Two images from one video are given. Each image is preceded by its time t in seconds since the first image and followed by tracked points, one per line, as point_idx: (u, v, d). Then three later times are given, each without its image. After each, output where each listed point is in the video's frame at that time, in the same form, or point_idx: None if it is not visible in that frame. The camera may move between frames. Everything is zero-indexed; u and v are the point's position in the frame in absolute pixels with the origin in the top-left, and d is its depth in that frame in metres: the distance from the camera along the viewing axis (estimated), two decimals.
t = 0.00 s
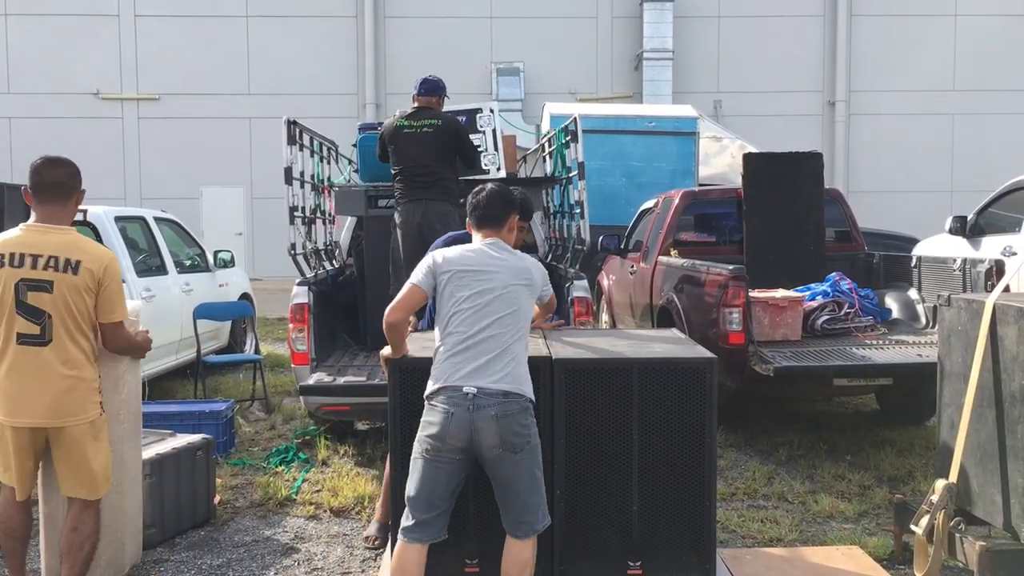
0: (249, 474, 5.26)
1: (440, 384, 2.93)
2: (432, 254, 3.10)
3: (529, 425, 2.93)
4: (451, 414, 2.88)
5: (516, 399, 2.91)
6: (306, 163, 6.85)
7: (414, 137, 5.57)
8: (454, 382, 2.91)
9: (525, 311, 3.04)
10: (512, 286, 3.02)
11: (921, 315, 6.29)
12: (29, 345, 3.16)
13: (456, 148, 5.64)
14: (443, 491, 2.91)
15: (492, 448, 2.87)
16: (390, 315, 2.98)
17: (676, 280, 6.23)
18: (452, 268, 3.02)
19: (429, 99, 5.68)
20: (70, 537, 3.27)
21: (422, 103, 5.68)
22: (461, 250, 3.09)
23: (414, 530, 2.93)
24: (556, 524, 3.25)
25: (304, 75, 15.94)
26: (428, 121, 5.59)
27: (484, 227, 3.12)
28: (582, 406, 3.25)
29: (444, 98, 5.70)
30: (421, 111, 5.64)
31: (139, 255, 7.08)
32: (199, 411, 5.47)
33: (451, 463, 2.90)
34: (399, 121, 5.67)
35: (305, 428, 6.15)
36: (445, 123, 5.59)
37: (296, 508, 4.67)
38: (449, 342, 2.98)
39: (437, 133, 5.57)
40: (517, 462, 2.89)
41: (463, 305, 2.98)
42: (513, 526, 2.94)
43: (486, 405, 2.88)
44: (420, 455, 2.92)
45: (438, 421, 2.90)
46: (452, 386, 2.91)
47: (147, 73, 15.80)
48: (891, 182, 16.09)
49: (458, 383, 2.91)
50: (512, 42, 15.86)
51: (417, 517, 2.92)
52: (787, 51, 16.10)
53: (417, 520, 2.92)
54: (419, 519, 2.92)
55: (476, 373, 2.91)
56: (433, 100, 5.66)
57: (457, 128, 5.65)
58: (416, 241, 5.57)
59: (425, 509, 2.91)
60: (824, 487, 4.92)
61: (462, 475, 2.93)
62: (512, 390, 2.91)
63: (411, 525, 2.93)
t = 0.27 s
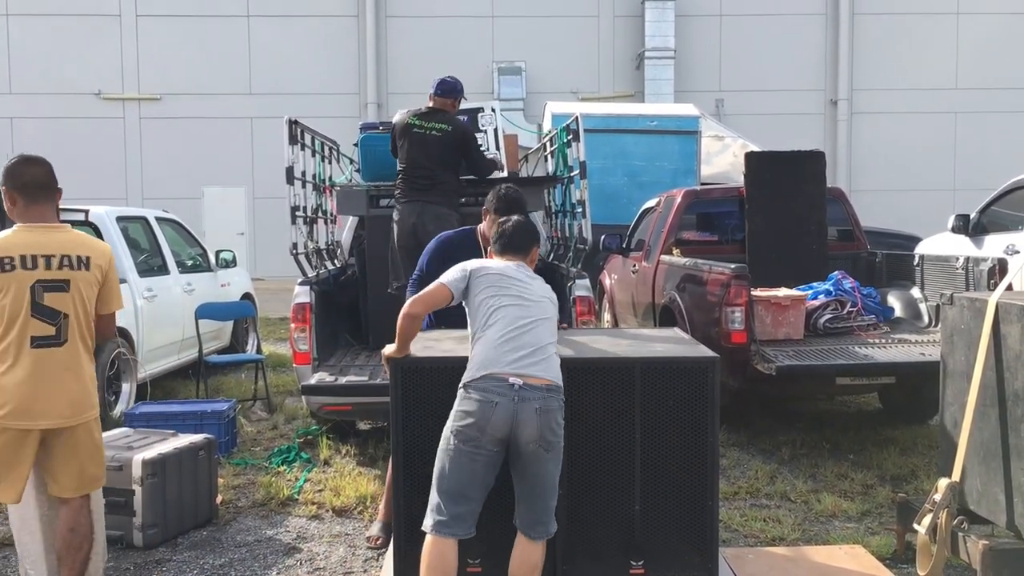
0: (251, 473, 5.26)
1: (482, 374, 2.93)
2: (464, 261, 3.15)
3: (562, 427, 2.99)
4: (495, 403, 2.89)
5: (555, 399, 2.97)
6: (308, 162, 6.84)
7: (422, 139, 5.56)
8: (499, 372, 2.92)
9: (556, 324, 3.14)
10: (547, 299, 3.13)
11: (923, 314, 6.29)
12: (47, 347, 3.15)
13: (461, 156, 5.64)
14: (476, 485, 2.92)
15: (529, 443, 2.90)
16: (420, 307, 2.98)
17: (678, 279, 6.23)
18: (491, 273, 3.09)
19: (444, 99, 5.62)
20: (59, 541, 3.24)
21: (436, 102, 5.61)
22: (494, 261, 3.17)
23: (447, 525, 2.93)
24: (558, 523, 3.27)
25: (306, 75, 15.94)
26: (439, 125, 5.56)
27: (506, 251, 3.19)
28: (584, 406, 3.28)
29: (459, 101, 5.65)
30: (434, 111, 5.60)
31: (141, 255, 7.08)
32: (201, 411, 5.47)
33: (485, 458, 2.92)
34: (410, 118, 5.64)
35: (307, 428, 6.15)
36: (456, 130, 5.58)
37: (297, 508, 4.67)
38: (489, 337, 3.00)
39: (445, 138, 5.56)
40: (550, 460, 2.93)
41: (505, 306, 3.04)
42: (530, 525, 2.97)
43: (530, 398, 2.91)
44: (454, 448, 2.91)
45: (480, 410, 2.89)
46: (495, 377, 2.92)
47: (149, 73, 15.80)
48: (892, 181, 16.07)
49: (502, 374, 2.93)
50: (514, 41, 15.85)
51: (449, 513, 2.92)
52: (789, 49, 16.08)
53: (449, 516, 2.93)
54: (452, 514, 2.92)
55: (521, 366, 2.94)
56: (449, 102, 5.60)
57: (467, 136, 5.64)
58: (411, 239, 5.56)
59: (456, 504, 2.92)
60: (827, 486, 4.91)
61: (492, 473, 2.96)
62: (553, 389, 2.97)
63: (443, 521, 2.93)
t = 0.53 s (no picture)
0: (255, 470, 5.27)
1: (503, 367, 2.94)
2: (477, 260, 3.17)
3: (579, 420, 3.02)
4: (518, 395, 2.90)
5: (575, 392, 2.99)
6: (311, 159, 6.84)
7: (421, 136, 5.55)
8: (521, 365, 2.94)
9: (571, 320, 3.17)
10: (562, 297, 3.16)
11: (927, 309, 6.30)
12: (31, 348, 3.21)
13: (460, 153, 5.62)
14: (498, 478, 2.91)
15: (551, 436, 2.90)
16: (437, 305, 2.98)
17: (682, 274, 6.22)
18: (506, 269, 3.11)
19: (450, 96, 5.60)
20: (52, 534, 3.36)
21: (441, 99, 5.60)
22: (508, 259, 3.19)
23: (473, 520, 2.89)
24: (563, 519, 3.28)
25: (309, 72, 15.94)
26: (437, 122, 5.55)
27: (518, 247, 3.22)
28: (588, 402, 3.28)
29: (465, 99, 5.63)
30: (437, 109, 5.58)
31: (145, 252, 7.09)
32: (205, 408, 5.47)
33: (506, 451, 2.91)
34: (414, 114, 5.63)
35: (311, 424, 6.15)
36: (456, 128, 5.57)
37: (302, 504, 4.68)
38: (508, 331, 3.01)
39: (444, 136, 5.55)
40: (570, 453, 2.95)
41: (522, 301, 3.06)
42: (545, 519, 2.94)
43: (552, 390, 2.93)
44: (476, 441, 2.90)
45: (503, 403, 2.89)
46: (517, 370, 2.93)
47: (151, 70, 15.81)
48: (896, 176, 16.04)
49: (523, 367, 2.94)
50: (517, 38, 15.84)
51: (474, 506, 2.89)
52: (792, 44, 16.05)
53: (475, 510, 2.89)
54: (478, 507, 2.89)
55: (543, 358, 2.96)
56: (454, 100, 5.59)
57: (465, 132, 5.63)
58: (411, 235, 5.54)
59: (480, 498, 2.89)
60: (832, 481, 4.91)
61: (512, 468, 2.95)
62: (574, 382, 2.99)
63: (468, 516, 2.89)
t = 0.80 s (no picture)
0: (263, 460, 5.28)
1: (511, 358, 2.93)
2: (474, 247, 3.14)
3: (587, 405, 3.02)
4: (528, 385, 2.89)
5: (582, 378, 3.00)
6: (315, 150, 6.84)
7: (405, 127, 5.56)
8: (528, 355, 2.93)
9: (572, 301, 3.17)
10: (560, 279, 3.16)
11: (934, 296, 6.31)
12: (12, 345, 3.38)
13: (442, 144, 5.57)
14: (513, 466, 2.91)
15: (561, 423, 2.91)
16: (437, 293, 2.95)
17: (687, 263, 6.21)
18: (504, 256, 3.10)
19: (436, 88, 5.60)
20: (29, 504, 3.48)
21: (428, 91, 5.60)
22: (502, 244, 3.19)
23: (497, 509, 2.89)
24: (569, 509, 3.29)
25: (313, 63, 15.91)
26: (420, 112, 5.55)
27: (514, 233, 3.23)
28: (593, 391, 3.28)
29: (450, 91, 5.62)
30: (421, 100, 5.57)
31: (151, 244, 7.10)
32: (212, 399, 5.49)
33: (518, 441, 2.92)
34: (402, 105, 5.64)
35: (317, 415, 6.16)
36: (437, 118, 5.53)
37: (308, 494, 4.69)
38: (512, 320, 3.00)
39: (424, 126, 5.53)
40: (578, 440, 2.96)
41: (523, 287, 3.05)
42: (553, 507, 2.94)
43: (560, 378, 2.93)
44: (490, 432, 2.90)
45: (513, 395, 2.89)
46: (525, 360, 2.93)
47: (156, 62, 15.80)
48: (902, 163, 15.98)
49: (532, 356, 2.94)
50: (521, 27, 15.79)
51: (494, 498, 2.90)
52: (797, 31, 15.97)
53: (496, 501, 2.90)
54: (500, 497, 2.90)
55: (548, 347, 2.95)
56: (439, 91, 5.59)
57: (449, 123, 5.57)
58: (416, 225, 5.54)
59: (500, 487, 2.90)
60: (838, 469, 4.91)
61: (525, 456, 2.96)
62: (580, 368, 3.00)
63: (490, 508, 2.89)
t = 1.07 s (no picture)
0: (269, 433, 5.31)
1: (502, 343, 2.92)
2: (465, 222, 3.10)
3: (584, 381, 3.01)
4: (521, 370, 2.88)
5: (577, 355, 2.98)
6: (316, 122, 6.80)
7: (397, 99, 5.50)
8: (520, 339, 2.92)
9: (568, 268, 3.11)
10: (555, 247, 3.09)
11: (940, 263, 6.23)
12: None
13: (433, 114, 5.51)
14: (512, 450, 2.91)
15: (556, 405, 2.91)
16: (420, 284, 2.99)
17: (691, 232, 6.19)
18: (492, 232, 3.05)
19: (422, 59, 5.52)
20: None
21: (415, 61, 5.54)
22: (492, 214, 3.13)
23: (498, 495, 2.87)
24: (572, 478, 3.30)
25: (315, 34, 15.80)
26: (409, 84, 5.47)
27: (510, 196, 3.18)
28: (595, 361, 3.28)
29: (436, 61, 5.53)
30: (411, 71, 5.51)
31: (154, 219, 7.10)
32: (218, 372, 5.51)
33: (515, 424, 2.92)
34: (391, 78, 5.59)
35: (322, 387, 6.18)
36: (426, 88, 5.47)
37: (314, 466, 4.71)
38: (503, 301, 2.98)
39: (414, 97, 5.48)
40: (575, 418, 2.96)
41: (514, 264, 3.01)
42: (556, 481, 2.96)
43: (554, 359, 2.92)
44: (487, 418, 2.91)
45: (506, 381, 2.88)
46: (517, 344, 2.91)
47: (157, 36, 15.71)
48: (909, 129, 15.86)
49: (523, 340, 2.92)
50: None
51: (500, 482, 2.88)
52: None
53: (501, 484, 2.89)
54: (501, 482, 2.88)
55: (541, 329, 2.93)
56: (426, 62, 5.52)
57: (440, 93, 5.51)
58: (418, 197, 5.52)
59: (502, 473, 2.88)
60: (842, 436, 4.92)
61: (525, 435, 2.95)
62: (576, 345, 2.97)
63: (494, 491, 2.88)
